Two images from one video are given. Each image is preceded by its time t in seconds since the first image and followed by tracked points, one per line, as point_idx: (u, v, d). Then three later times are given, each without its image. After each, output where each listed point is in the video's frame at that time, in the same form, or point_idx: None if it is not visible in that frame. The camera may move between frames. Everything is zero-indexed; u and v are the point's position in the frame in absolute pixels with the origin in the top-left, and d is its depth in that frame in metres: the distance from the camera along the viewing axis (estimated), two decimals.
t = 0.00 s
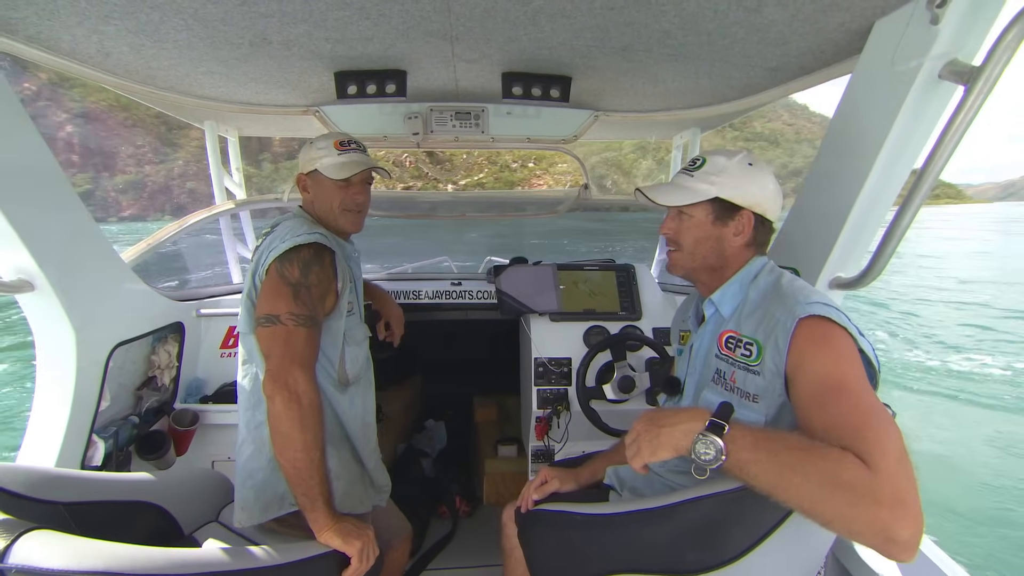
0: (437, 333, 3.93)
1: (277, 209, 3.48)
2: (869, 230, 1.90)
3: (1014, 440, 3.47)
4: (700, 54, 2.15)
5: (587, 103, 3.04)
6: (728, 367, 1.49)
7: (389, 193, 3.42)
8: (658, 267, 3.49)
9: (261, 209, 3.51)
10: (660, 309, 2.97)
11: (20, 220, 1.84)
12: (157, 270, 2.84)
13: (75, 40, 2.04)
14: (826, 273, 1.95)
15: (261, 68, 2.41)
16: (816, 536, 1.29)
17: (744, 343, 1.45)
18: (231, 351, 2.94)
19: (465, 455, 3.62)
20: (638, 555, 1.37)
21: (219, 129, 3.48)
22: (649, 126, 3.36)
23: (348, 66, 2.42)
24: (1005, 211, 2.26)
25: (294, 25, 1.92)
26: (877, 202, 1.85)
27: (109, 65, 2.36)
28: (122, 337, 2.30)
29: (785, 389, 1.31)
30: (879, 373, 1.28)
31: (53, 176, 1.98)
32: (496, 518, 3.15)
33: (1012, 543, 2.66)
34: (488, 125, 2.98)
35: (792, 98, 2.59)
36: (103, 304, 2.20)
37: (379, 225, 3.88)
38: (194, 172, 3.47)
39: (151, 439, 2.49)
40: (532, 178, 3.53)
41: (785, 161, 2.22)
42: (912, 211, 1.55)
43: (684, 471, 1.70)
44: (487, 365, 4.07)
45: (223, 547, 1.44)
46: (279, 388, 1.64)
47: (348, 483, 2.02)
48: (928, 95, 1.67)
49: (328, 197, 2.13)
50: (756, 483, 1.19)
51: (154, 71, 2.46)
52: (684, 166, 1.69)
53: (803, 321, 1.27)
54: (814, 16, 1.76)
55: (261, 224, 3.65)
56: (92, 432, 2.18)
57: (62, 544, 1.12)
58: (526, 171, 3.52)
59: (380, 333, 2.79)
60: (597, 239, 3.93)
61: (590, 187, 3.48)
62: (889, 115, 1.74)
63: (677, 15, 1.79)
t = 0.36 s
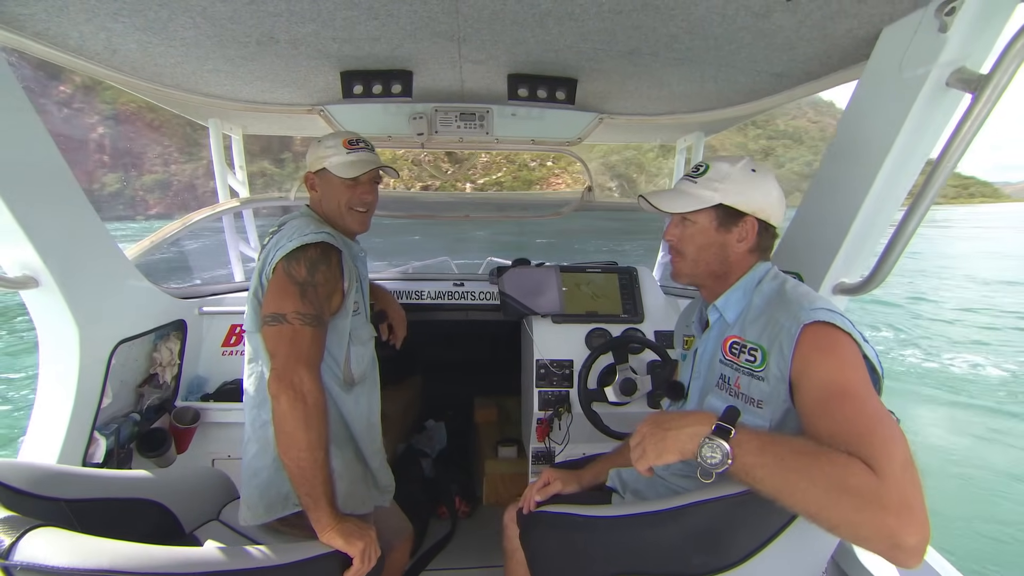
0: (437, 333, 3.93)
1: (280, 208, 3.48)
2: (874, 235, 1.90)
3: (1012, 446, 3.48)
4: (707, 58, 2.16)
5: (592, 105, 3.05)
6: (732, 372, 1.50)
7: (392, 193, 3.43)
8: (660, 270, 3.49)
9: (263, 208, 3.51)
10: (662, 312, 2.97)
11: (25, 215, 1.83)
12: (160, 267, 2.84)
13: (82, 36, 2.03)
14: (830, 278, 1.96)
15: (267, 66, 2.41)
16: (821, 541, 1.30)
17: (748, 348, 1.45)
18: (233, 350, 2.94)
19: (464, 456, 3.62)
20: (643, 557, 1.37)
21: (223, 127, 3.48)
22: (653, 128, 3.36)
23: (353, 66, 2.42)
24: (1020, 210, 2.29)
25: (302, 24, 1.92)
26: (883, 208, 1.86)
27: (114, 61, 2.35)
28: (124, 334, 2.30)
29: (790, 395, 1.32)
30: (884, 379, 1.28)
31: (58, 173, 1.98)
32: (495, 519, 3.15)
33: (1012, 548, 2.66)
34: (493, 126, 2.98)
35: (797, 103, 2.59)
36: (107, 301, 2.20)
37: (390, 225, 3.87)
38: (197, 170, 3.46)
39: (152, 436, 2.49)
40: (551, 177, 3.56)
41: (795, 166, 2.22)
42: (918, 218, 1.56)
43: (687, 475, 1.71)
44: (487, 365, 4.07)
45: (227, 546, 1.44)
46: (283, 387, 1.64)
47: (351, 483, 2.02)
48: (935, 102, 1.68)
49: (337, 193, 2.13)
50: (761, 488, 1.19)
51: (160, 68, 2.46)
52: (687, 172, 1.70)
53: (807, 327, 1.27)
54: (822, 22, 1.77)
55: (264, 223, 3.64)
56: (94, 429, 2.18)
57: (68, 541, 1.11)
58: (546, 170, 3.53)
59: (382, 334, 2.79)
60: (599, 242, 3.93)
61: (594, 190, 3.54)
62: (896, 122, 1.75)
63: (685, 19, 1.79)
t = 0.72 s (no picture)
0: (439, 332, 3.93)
1: (281, 207, 3.48)
2: (876, 232, 1.89)
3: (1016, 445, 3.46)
4: (707, 55, 2.14)
5: (593, 103, 3.04)
6: (735, 369, 1.49)
7: (394, 192, 3.43)
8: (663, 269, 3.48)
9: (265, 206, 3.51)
10: (664, 310, 2.96)
11: (24, 212, 1.83)
12: (162, 266, 2.84)
13: (81, 35, 2.04)
14: (832, 275, 1.94)
15: (267, 64, 2.41)
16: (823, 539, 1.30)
17: (751, 345, 1.44)
18: (234, 348, 2.94)
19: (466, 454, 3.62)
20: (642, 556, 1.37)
21: (224, 126, 3.49)
22: (655, 126, 3.35)
23: (353, 64, 2.42)
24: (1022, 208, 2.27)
25: (300, 22, 1.92)
26: (886, 205, 1.84)
27: (114, 60, 2.36)
28: (125, 332, 2.31)
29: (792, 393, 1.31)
30: (887, 377, 1.27)
31: (58, 172, 1.99)
32: (497, 517, 3.14)
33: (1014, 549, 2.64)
34: (493, 124, 2.98)
35: (799, 100, 2.58)
36: (108, 299, 2.20)
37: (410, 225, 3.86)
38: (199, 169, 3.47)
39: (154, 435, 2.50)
40: (572, 177, 3.49)
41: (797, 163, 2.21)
42: (920, 216, 1.54)
43: (689, 473, 1.70)
44: (489, 363, 4.06)
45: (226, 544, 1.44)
46: (285, 385, 1.64)
47: (352, 480, 2.02)
48: (937, 98, 1.66)
49: (340, 191, 2.12)
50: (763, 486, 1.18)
51: (160, 67, 2.46)
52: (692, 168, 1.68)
53: (810, 324, 1.26)
54: (823, 18, 1.75)
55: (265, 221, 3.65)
56: (96, 427, 2.19)
57: (66, 539, 1.12)
58: (565, 170, 3.48)
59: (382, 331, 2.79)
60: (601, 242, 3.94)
61: (595, 188, 3.48)
62: (898, 118, 1.73)
63: (685, 15, 1.78)
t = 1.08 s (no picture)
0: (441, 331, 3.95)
1: (281, 208, 3.51)
2: (872, 226, 1.88)
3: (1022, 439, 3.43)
4: (700, 50, 2.14)
5: (589, 100, 3.04)
6: (728, 364, 1.49)
7: (392, 192, 3.44)
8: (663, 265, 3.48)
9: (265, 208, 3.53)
10: (663, 307, 2.96)
11: (23, 216, 1.85)
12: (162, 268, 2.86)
13: (77, 41, 2.06)
14: (827, 270, 1.94)
15: (262, 67, 2.42)
16: (816, 535, 1.30)
17: (744, 339, 1.44)
18: (235, 349, 2.95)
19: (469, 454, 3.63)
20: (636, 553, 1.38)
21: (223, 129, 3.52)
22: (653, 122, 3.34)
23: (348, 65, 2.43)
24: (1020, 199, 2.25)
25: (292, 24, 1.93)
26: (881, 198, 1.83)
27: (111, 65, 2.38)
28: (126, 335, 2.33)
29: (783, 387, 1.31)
30: (879, 371, 1.27)
31: (56, 176, 2.01)
32: (499, 516, 3.15)
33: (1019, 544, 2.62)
34: (490, 122, 2.98)
35: (795, 94, 2.56)
36: (107, 302, 2.22)
37: (432, 225, 3.94)
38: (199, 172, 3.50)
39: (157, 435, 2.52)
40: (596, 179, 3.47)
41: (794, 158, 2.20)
42: (913, 209, 1.54)
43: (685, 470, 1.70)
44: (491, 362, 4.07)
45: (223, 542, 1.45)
46: (283, 384, 1.65)
47: (350, 480, 2.03)
48: (930, 90, 1.65)
49: (337, 191, 2.14)
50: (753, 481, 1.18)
51: (156, 71, 2.48)
52: (685, 162, 1.66)
53: (801, 318, 1.26)
54: (814, 11, 1.74)
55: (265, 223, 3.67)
56: (98, 429, 2.22)
57: (63, 537, 1.13)
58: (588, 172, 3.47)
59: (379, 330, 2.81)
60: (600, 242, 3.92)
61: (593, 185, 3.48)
62: (890, 110, 1.72)
63: (675, 11, 1.78)
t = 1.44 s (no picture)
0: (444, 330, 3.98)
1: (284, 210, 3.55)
2: (866, 219, 1.88)
3: None
4: (692, 46, 2.15)
5: (585, 98, 3.06)
6: (720, 357, 1.51)
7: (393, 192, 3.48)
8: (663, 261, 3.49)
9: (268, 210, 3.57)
10: (663, 302, 2.97)
11: (32, 222, 1.90)
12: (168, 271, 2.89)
13: (80, 50, 2.10)
14: (823, 263, 1.95)
15: (261, 71, 2.45)
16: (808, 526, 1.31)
17: (735, 332, 1.46)
18: (240, 350, 3.01)
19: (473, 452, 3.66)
20: (631, 545, 1.39)
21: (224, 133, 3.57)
22: (651, 118, 3.35)
23: (345, 68, 2.46)
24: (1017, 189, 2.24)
25: (288, 29, 1.96)
26: (875, 191, 1.84)
27: (113, 72, 2.42)
28: (131, 337, 2.37)
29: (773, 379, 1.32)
30: (869, 362, 1.28)
31: (61, 182, 2.05)
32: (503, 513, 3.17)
33: None
34: (488, 122, 3.01)
35: (790, 88, 2.57)
36: (113, 305, 2.26)
37: (445, 225, 4.03)
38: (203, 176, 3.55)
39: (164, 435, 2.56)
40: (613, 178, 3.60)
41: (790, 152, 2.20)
42: (905, 201, 1.54)
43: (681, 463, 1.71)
44: (494, 360, 4.10)
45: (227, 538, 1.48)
46: (288, 381, 1.68)
47: (352, 477, 2.06)
48: (920, 82, 1.66)
49: (343, 194, 2.16)
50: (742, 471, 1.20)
51: (157, 77, 2.52)
52: (680, 157, 1.67)
53: (789, 310, 1.27)
54: (803, 5, 1.75)
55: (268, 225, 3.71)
56: (106, 429, 2.26)
57: (73, 531, 1.16)
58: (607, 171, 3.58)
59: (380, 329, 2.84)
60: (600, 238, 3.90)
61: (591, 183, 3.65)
62: (881, 103, 1.73)
63: (665, 8, 1.80)
